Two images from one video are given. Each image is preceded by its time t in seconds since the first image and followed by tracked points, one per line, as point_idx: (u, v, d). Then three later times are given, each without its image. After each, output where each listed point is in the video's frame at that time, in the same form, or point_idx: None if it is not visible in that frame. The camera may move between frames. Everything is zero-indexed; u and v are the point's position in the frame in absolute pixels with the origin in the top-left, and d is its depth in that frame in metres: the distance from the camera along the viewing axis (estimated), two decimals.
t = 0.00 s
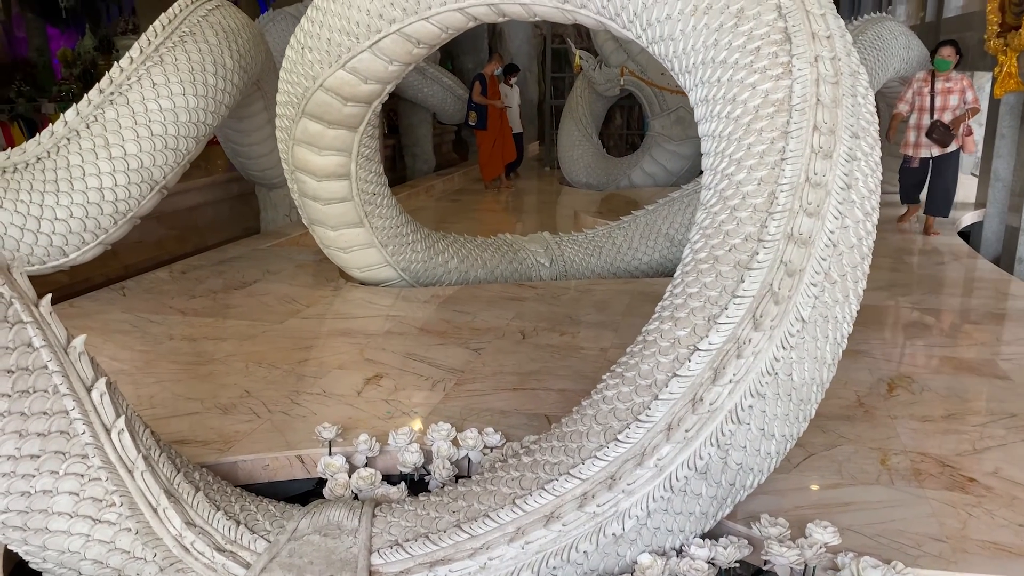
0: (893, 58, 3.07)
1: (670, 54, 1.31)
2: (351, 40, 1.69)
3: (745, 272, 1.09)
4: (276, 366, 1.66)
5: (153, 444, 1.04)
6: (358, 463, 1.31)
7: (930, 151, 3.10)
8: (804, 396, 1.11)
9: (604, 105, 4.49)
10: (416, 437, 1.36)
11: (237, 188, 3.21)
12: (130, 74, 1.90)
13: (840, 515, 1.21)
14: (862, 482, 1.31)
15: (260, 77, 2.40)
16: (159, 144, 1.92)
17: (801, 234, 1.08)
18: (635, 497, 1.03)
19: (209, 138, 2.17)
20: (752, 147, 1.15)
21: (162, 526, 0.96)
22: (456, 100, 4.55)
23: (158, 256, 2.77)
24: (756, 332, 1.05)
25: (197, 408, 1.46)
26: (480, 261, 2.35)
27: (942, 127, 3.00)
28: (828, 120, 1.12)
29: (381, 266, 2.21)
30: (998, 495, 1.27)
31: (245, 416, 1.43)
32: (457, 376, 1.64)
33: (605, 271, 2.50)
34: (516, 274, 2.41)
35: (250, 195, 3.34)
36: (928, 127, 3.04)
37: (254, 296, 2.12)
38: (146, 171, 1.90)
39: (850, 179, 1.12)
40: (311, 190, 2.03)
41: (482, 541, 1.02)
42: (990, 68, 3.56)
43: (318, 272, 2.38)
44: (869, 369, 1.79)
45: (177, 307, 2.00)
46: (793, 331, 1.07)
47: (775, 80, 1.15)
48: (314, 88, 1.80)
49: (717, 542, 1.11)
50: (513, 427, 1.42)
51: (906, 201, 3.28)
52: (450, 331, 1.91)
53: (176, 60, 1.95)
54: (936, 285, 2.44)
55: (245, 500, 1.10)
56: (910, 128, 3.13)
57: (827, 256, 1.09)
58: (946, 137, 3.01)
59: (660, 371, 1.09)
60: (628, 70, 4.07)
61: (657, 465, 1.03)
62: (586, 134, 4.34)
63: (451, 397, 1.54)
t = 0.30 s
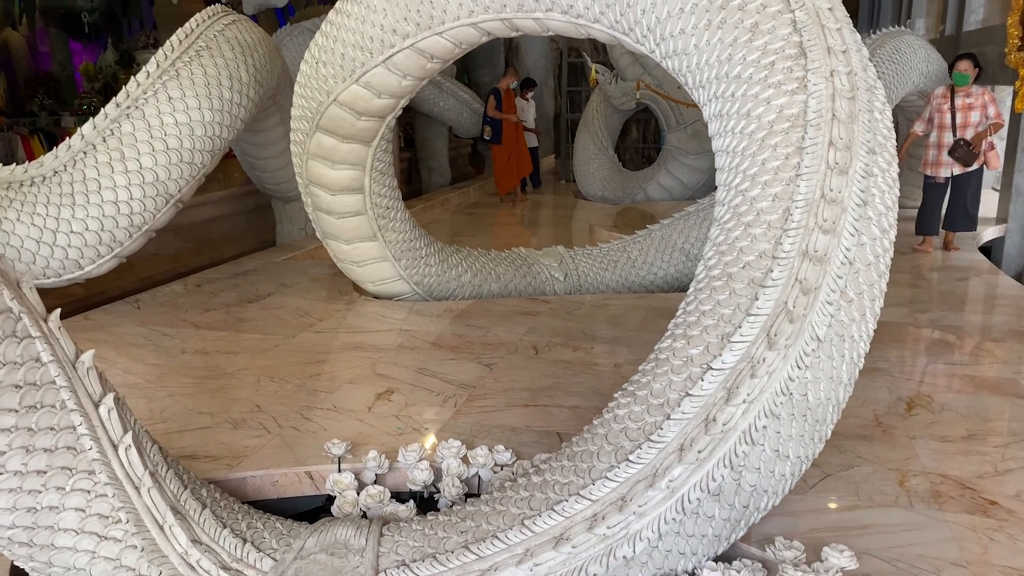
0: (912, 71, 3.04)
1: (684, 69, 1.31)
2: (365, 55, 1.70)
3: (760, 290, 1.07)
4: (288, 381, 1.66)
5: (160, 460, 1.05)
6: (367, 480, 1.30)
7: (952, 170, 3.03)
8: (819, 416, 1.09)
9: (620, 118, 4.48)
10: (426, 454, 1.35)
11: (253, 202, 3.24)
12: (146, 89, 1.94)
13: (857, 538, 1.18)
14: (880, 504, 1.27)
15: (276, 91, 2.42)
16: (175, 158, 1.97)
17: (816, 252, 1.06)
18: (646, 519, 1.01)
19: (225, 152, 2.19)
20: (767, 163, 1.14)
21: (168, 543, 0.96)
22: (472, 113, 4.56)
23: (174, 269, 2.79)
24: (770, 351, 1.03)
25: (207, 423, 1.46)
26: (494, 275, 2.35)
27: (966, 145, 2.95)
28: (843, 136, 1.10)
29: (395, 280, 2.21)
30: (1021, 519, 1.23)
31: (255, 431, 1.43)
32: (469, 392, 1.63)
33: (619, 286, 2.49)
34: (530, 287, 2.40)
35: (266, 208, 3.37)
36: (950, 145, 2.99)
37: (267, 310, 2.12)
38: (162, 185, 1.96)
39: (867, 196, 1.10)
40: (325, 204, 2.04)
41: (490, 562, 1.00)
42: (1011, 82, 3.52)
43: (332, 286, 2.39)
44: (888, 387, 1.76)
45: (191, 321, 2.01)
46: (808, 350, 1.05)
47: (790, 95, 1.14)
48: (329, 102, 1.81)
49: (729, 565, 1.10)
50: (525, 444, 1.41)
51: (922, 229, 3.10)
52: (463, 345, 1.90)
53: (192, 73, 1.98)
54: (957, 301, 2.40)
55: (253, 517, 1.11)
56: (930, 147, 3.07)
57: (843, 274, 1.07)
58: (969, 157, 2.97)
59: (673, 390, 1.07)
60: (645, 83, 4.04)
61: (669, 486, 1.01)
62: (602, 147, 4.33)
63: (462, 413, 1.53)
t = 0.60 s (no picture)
0: (932, 87, 3.02)
1: (700, 85, 1.31)
2: (382, 72, 1.72)
3: (776, 308, 1.06)
4: (303, 396, 1.66)
5: (174, 476, 1.06)
6: (380, 496, 1.30)
7: (966, 187, 2.97)
8: (837, 436, 1.07)
9: (637, 133, 4.49)
10: (439, 470, 1.35)
11: (272, 216, 3.27)
12: (166, 104, 1.97)
13: (876, 561, 1.16)
14: (900, 526, 1.25)
15: (294, 106, 2.44)
16: (193, 173, 2.00)
17: (833, 270, 1.05)
18: (661, 539, 0.99)
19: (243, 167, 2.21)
20: (783, 180, 1.13)
21: (180, 559, 0.96)
22: (489, 128, 4.58)
23: (193, 282, 2.82)
24: (786, 370, 1.02)
25: (222, 437, 1.47)
26: (509, 290, 2.35)
27: (981, 161, 2.84)
28: (860, 153, 1.09)
29: (411, 294, 2.22)
30: None
31: (270, 446, 1.43)
32: (484, 407, 1.63)
33: (636, 300, 2.49)
34: (546, 302, 2.40)
35: (285, 223, 3.40)
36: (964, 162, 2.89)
37: (284, 324, 2.14)
38: (181, 200, 1.99)
39: (885, 214, 1.09)
40: (342, 219, 2.05)
41: None
42: None
43: (349, 300, 2.40)
44: (908, 406, 1.73)
45: (208, 334, 2.02)
46: (825, 369, 1.03)
47: (807, 112, 1.13)
48: (346, 118, 1.82)
49: None
50: (538, 461, 1.40)
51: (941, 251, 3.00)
52: (478, 360, 1.90)
53: (211, 89, 2.00)
54: (981, 319, 2.36)
55: (265, 534, 1.12)
56: (944, 164, 2.98)
57: (861, 292, 1.06)
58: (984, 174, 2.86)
59: (688, 409, 1.06)
60: (662, 99, 4.03)
61: (684, 506, 0.99)
62: (619, 162, 4.34)
63: (476, 429, 1.52)
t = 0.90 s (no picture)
0: (953, 100, 2.99)
1: (714, 99, 1.31)
2: (398, 86, 1.73)
3: (791, 323, 1.04)
4: (317, 409, 1.67)
5: (187, 487, 1.07)
6: (392, 510, 1.30)
7: (986, 205, 2.93)
8: (853, 453, 1.06)
9: (654, 147, 4.49)
10: (452, 484, 1.34)
11: (290, 229, 3.30)
12: (186, 118, 2.00)
13: None
14: (919, 546, 1.22)
15: (312, 121, 2.47)
16: (212, 186, 2.02)
17: (849, 285, 1.03)
18: (673, 557, 0.98)
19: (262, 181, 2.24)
20: (798, 194, 1.12)
21: (192, 571, 0.96)
22: (506, 142, 4.60)
23: (211, 295, 2.85)
24: (801, 386, 1.00)
25: (236, 449, 1.48)
26: (525, 303, 2.35)
27: (1001, 177, 2.81)
28: (876, 167, 1.08)
29: (426, 307, 2.22)
30: None
31: (283, 458, 1.44)
32: (497, 422, 1.62)
33: (652, 314, 2.48)
34: (562, 316, 2.40)
35: (303, 236, 3.43)
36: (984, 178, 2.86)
37: (300, 336, 2.15)
38: (199, 213, 2.02)
39: (901, 229, 1.08)
40: (358, 232, 2.06)
41: None
42: None
43: (365, 313, 2.40)
44: (928, 423, 1.69)
45: (225, 347, 2.04)
46: (841, 386, 1.02)
47: (822, 126, 1.13)
48: (362, 132, 1.84)
49: None
50: (551, 476, 1.39)
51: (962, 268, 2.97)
52: (492, 374, 1.89)
53: (231, 104, 2.03)
54: (1005, 336, 2.32)
55: (276, 546, 1.13)
56: (963, 180, 2.95)
57: (877, 307, 1.04)
58: (1005, 190, 2.83)
59: (701, 425, 1.05)
60: (679, 113, 4.03)
61: (697, 523, 0.98)
62: (636, 176, 4.34)
63: (490, 444, 1.52)
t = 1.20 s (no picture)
0: (978, 113, 2.96)
1: (734, 110, 1.30)
2: (416, 98, 1.74)
3: (812, 335, 1.03)
4: (334, 420, 1.67)
5: (202, 497, 1.07)
6: (408, 522, 1.29)
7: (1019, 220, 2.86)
8: (876, 468, 1.03)
9: (674, 160, 4.47)
10: (469, 497, 1.34)
11: (309, 240, 3.32)
12: (207, 130, 2.02)
13: None
14: (943, 564, 1.19)
15: (332, 134, 2.49)
16: (232, 198, 2.04)
17: (871, 297, 1.02)
18: (692, 573, 0.96)
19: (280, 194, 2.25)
20: (819, 206, 1.10)
21: None
22: (525, 155, 4.61)
23: (231, 305, 2.88)
24: (822, 400, 0.98)
25: (253, 460, 1.48)
26: (542, 315, 2.34)
27: None
28: (899, 178, 1.06)
29: (443, 319, 2.22)
30: None
31: (299, 469, 1.44)
32: (514, 434, 1.61)
33: (670, 328, 2.47)
34: (580, 329, 2.38)
35: (321, 247, 3.45)
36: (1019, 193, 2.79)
37: (317, 347, 2.15)
38: (219, 224, 2.03)
39: (924, 240, 1.06)
40: (375, 243, 2.06)
41: None
42: None
43: (382, 324, 2.41)
44: (952, 439, 1.66)
45: (243, 357, 2.05)
46: (863, 400, 1.00)
47: (843, 136, 1.11)
48: (381, 144, 1.84)
49: None
50: (567, 490, 1.37)
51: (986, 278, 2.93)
52: (509, 386, 1.88)
53: (251, 116, 2.05)
54: None
55: (291, 557, 1.13)
56: (997, 196, 2.85)
57: (900, 320, 1.02)
58: None
59: (721, 439, 1.03)
60: (699, 126, 3.98)
61: (716, 539, 0.96)
62: (656, 190, 4.32)
63: (506, 456, 1.51)
